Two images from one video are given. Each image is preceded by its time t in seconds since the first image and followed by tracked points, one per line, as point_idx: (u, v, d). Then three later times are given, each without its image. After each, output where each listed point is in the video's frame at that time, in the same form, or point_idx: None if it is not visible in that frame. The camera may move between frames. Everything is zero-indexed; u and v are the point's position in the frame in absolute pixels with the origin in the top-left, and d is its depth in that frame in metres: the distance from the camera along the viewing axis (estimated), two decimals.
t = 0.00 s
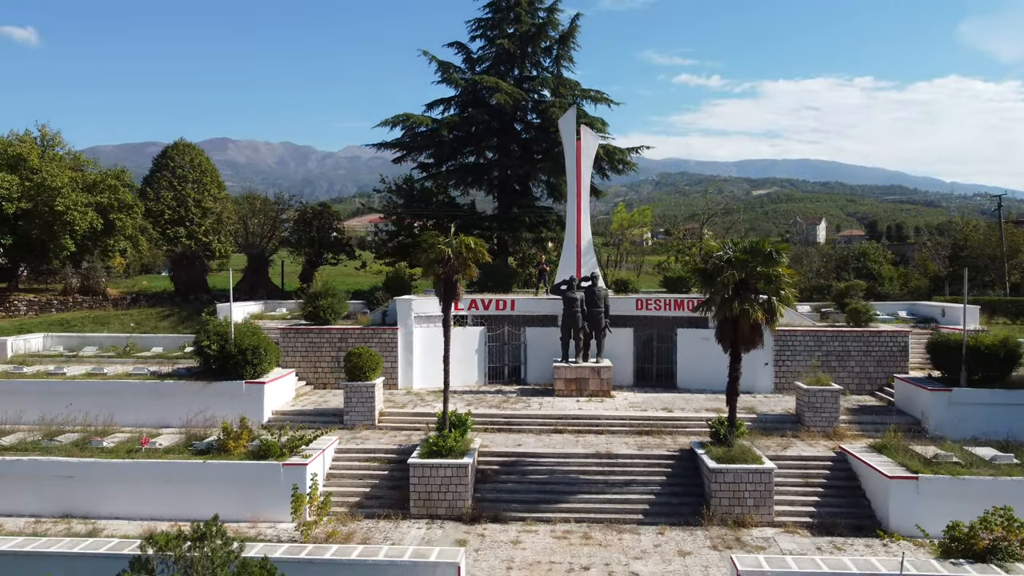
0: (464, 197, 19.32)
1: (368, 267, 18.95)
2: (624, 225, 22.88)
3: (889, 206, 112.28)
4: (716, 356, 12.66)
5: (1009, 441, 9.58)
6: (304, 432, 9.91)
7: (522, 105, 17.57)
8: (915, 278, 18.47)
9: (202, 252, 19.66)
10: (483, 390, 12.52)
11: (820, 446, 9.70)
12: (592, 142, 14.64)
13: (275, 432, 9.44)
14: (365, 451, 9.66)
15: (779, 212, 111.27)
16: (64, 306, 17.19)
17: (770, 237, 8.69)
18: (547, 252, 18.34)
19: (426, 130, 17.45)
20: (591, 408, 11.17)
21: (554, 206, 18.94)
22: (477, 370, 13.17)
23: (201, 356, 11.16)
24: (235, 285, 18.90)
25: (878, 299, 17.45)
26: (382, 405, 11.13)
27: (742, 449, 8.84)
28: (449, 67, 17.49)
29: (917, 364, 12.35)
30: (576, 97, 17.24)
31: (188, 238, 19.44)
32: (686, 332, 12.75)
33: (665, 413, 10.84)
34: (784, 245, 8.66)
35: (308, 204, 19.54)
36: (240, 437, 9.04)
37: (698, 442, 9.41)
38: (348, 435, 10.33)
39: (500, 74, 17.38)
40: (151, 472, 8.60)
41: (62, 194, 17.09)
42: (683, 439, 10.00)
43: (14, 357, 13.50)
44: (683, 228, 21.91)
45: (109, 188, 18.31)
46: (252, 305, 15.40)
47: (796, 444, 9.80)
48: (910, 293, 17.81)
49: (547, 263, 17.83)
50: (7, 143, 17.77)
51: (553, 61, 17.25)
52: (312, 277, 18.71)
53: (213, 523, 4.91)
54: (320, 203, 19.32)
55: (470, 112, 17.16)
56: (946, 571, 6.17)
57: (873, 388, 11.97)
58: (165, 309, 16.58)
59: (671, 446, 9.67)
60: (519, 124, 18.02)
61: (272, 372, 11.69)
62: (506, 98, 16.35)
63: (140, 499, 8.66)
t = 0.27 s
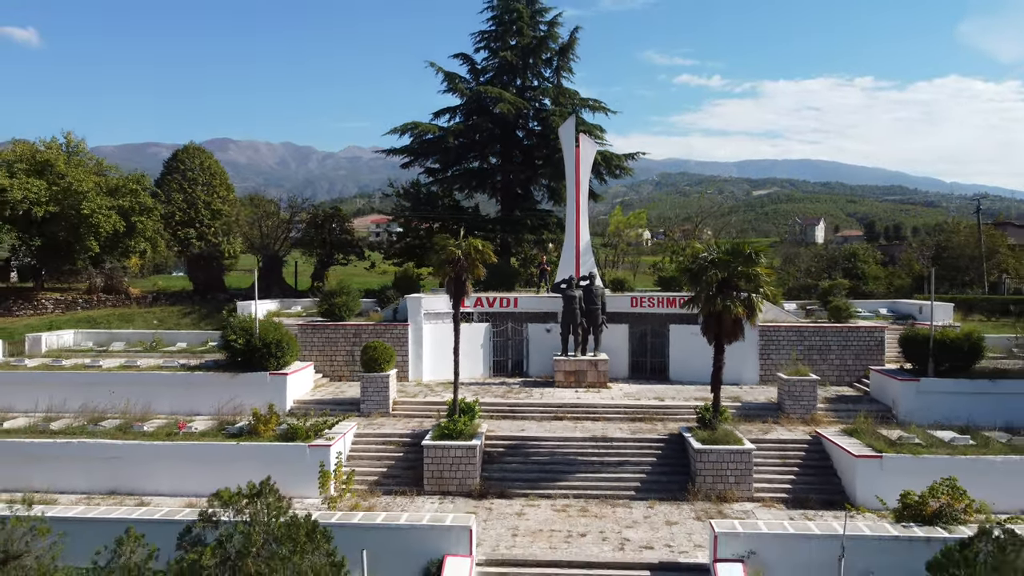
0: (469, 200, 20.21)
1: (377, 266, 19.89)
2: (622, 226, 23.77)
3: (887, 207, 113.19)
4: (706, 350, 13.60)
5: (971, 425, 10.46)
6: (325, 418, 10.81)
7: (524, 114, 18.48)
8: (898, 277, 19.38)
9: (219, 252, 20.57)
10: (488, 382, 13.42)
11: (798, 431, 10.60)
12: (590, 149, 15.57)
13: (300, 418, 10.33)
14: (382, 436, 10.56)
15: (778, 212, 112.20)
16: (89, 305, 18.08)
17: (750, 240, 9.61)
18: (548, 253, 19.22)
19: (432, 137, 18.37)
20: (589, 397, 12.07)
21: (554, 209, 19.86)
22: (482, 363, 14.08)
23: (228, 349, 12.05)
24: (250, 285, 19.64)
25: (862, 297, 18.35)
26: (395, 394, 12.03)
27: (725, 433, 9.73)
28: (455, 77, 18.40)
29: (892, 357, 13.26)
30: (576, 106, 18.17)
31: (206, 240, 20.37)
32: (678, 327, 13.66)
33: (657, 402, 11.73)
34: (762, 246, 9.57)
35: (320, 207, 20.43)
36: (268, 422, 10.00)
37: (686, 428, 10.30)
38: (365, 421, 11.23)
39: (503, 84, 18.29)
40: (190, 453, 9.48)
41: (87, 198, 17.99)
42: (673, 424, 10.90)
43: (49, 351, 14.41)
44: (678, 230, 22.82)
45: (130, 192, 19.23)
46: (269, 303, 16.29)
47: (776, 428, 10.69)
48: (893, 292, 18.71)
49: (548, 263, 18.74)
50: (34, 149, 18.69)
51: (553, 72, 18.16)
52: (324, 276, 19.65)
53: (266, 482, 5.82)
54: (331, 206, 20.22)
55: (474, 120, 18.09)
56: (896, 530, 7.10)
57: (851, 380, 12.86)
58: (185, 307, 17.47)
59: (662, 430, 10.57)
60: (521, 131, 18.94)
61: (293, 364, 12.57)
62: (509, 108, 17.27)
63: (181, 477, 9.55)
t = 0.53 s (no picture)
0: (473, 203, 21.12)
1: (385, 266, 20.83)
2: (618, 228, 24.69)
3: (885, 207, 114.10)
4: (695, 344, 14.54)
5: (935, 412, 11.40)
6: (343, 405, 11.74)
7: (525, 121, 19.42)
8: (882, 276, 20.29)
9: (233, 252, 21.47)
10: (492, 374, 14.35)
11: (778, 417, 11.52)
12: (588, 155, 16.51)
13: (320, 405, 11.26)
14: (395, 421, 11.49)
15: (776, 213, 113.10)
16: (112, 302, 19.03)
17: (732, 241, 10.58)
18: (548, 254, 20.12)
19: (438, 143, 19.31)
20: (586, 387, 13.00)
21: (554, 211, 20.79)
22: (487, 356, 15.02)
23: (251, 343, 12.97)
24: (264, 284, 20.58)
25: (846, 295, 19.26)
26: (406, 384, 12.96)
27: (710, 417, 10.65)
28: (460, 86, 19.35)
29: (870, 351, 14.17)
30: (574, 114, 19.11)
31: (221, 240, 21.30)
32: (670, 323, 14.59)
33: (649, 391, 12.66)
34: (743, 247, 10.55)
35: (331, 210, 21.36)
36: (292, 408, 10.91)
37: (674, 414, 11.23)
38: (379, 408, 12.16)
39: (506, 93, 19.23)
40: (222, 436, 10.39)
41: (111, 202, 18.94)
42: (664, 411, 11.83)
43: (80, 345, 15.35)
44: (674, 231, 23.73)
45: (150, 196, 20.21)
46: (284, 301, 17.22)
47: (758, 415, 11.62)
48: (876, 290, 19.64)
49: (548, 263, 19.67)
50: (60, 155, 19.63)
51: (553, 81, 19.09)
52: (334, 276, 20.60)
53: (309, 450, 6.76)
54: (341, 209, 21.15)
55: (478, 128, 19.03)
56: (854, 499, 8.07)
57: (831, 371, 13.76)
58: (204, 305, 18.40)
59: (653, 416, 11.50)
60: (523, 137, 19.88)
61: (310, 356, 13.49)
62: (511, 116, 18.22)
63: (215, 457, 10.46)
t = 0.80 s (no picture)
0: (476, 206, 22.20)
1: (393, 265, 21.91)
2: (615, 229, 25.75)
3: (882, 208, 115.08)
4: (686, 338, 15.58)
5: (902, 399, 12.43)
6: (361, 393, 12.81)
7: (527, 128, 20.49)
8: (866, 275, 21.33)
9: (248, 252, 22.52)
10: (496, 366, 15.42)
11: (759, 403, 12.59)
12: (586, 162, 17.59)
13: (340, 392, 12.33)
14: (409, 408, 12.58)
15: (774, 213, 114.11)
16: (136, 301, 20.11)
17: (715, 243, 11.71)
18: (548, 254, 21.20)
19: (444, 150, 20.41)
20: (584, 378, 14.06)
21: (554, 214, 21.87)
22: (491, 349, 16.10)
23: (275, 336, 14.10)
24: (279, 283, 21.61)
25: (830, 293, 20.34)
26: (417, 374, 14.04)
27: (695, 403, 11.72)
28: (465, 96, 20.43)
29: (848, 344, 15.22)
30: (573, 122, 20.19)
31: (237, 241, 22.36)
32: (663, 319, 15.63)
33: (641, 380, 13.73)
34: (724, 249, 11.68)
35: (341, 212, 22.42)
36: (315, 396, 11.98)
37: (664, 401, 12.30)
38: (393, 396, 13.24)
39: (508, 102, 20.30)
40: (252, 420, 11.43)
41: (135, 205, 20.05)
42: (654, 398, 12.89)
43: (111, 340, 16.44)
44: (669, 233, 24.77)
45: (171, 200, 21.40)
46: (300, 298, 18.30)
47: (741, 401, 12.68)
48: (859, 289, 20.67)
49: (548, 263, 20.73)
50: (86, 160, 20.77)
51: (553, 91, 20.18)
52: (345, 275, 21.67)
53: (343, 423, 7.85)
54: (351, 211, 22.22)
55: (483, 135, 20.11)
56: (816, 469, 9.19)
57: (811, 363, 14.82)
58: (223, 302, 19.47)
59: (644, 403, 12.56)
60: (525, 143, 20.94)
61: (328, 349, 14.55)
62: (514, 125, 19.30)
63: (247, 439, 11.49)
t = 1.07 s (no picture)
0: (480, 209, 23.34)
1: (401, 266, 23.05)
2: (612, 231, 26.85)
3: (880, 208, 116.12)
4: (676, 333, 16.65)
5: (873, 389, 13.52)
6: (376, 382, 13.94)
7: (528, 136, 21.63)
8: (850, 275, 22.41)
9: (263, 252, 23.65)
10: (500, 359, 16.55)
11: (741, 391, 13.70)
12: (584, 168, 18.76)
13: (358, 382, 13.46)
14: (420, 396, 13.71)
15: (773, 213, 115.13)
16: (158, 299, 21.21)
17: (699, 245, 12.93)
18: (548, 255, 22.34)
19: (450, 157, 21.55)
20: (581, 369, 15.19)
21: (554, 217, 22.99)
22: (495, 344, 17.26)
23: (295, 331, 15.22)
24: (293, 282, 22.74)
25: (816, 291, 21.44)
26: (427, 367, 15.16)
27: (682, 391, 12.85)
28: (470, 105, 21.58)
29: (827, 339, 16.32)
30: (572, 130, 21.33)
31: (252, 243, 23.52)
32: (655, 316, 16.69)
33: (634, 372, 14.85)
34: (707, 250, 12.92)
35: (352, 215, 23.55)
36: (336, 386, 13.14)
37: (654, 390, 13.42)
38: (405, 386, 14.37)
39: (510, 111, 21.44)
40: (279, 407, 12.54)
41: (157, 209, 21.24)
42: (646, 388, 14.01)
43: (140, 335, 17.58)
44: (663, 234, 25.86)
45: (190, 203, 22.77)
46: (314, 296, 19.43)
47: (725, 390, 13.80)
48: (843, 288, 21.75)
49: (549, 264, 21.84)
50: (112, 166, 21.94)
51: (553, 101, 21.32)
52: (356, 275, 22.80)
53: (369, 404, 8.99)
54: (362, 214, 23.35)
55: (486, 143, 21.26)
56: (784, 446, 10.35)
57: (793, 356, 15.91)
58: (242, 301, 20.61)
59: (636, 392, 13.69)
60: (526, 150, 22.09)
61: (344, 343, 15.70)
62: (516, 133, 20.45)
63: (273, 424, 12.55)
